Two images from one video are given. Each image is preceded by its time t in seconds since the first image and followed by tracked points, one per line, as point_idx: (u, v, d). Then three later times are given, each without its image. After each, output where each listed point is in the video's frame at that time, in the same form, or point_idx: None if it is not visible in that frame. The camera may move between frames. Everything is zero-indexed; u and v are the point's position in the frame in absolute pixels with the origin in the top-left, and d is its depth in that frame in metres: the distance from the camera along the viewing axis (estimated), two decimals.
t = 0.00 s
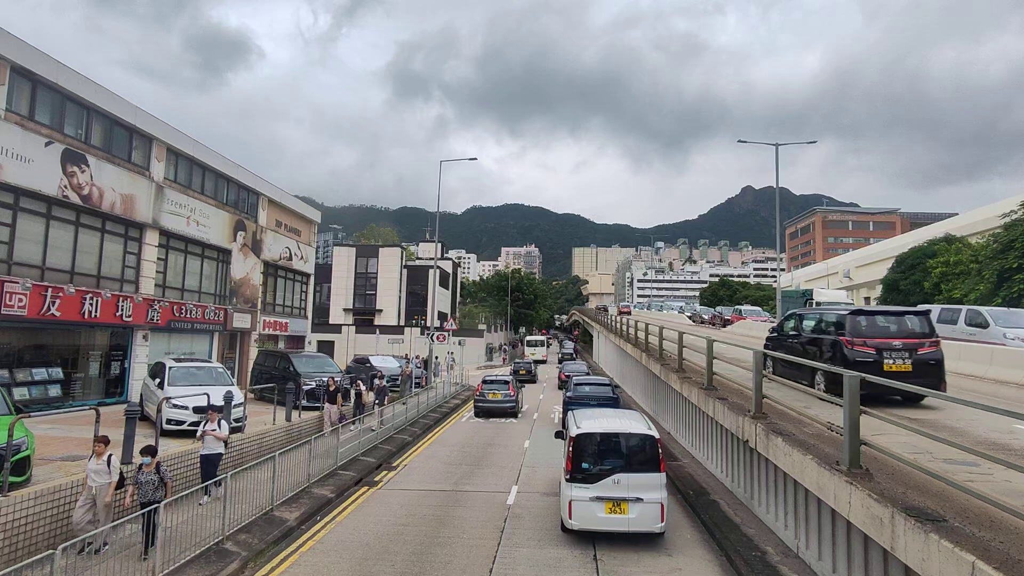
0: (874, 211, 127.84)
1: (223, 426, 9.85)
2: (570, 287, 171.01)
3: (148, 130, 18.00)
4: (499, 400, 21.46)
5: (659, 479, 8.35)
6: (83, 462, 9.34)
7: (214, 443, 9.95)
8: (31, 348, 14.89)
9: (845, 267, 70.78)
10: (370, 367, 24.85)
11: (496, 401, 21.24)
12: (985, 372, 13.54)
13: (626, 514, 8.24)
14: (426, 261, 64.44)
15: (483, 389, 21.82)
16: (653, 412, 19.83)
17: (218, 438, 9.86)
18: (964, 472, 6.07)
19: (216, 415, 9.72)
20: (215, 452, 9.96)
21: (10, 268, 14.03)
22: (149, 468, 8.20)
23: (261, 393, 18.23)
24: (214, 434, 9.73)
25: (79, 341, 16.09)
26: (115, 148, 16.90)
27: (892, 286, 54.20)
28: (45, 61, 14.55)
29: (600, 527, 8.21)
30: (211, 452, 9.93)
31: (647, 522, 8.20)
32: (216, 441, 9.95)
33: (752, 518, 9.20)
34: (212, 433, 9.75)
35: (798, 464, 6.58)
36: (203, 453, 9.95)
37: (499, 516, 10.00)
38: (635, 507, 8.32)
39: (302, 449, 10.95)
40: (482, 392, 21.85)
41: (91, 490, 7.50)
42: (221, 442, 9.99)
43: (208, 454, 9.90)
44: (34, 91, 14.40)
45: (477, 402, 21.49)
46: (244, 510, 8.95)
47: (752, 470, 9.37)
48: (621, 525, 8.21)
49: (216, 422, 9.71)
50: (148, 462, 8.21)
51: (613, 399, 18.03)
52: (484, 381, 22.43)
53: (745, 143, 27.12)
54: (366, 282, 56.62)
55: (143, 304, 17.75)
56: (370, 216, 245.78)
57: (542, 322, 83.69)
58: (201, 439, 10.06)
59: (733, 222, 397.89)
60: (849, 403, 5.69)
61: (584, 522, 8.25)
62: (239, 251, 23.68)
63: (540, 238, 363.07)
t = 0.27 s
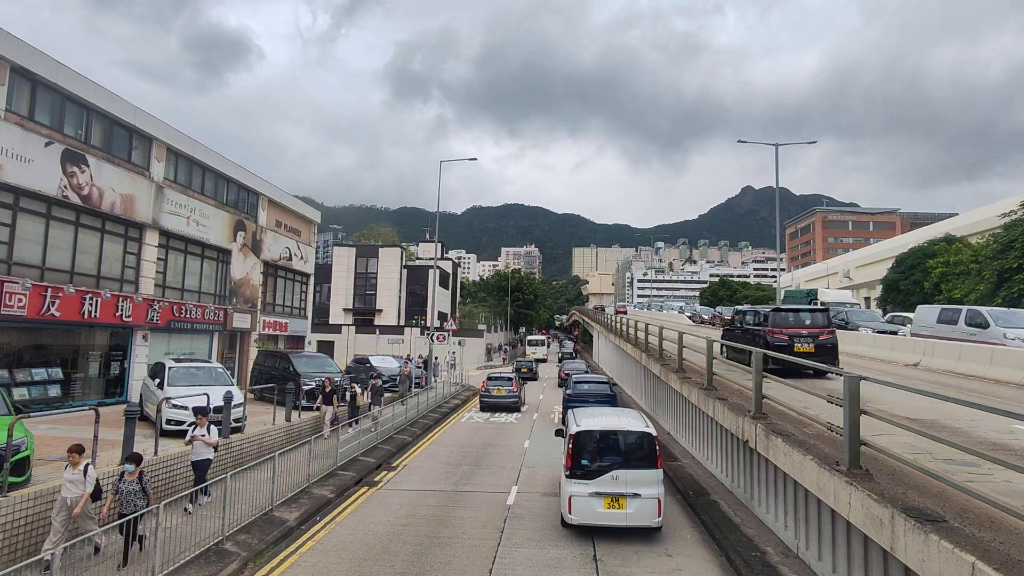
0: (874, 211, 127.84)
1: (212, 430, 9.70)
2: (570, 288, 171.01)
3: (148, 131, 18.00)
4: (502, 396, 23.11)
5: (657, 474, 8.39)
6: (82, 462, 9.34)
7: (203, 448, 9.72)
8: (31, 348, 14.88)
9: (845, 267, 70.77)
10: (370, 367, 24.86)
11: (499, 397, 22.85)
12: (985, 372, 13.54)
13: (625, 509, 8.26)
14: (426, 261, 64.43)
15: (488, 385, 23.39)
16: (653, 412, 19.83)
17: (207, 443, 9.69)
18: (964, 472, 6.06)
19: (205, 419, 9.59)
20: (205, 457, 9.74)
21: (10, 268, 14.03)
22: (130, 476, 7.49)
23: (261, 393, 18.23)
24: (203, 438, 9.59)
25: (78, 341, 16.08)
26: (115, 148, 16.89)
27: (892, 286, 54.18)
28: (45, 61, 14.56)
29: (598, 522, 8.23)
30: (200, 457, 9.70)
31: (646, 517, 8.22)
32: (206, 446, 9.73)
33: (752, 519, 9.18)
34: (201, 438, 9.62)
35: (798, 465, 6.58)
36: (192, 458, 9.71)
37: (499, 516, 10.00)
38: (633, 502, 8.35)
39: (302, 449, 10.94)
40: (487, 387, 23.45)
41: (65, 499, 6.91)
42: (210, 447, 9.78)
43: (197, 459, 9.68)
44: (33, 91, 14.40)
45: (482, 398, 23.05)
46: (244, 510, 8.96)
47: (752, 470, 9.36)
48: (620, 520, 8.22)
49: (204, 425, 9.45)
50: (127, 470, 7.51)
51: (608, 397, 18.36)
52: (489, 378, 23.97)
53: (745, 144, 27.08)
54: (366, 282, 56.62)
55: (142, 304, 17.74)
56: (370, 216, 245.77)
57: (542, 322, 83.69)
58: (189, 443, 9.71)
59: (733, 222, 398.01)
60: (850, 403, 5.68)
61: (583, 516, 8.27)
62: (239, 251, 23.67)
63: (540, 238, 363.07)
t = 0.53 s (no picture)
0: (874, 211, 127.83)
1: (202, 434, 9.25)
2: (570, 288, 170.98)
3: (147, 131, 17.99)
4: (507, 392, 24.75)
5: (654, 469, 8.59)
6: (82, 463, 9.33)
7: (193, 452, 9.25)
8: (30, 349, 14.87)
9: (845, 267, 70.76)
10: (370, 368, 24.87)
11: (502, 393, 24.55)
12: (985, 372, 13.53)
13: (622, 502, 8.48)
14: (426, 261, 64.43)
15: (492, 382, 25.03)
16: (653, 412, 19.83)
17: (197, 447, 9.21)
18: (964, 473, 6.05)
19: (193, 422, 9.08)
20: (194, 461, 9.30)
21: (10, 268, 14.02)
22: (109, 483, 7.23)
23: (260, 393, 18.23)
24: (191, 443, 9.10)
25: (78, 341, 16.08)
26: (115, 148, 16.88)
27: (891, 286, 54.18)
28: (44, 62, 14.54)
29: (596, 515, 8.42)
30: (189, 461, 9.26)
31: (642, 510, 8.44)
32: (195, 450, 9.25)
33: (752, 520, 9.18)
34: (189, 442, 9.12)
35: (798, 465, 6.58)
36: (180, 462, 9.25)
37: (499, 516, 10.00)
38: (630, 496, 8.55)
39: (301, 449, 10.95)
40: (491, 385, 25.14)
41: (42, 507, 6.56)
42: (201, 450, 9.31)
43: (185, 464, 9.23)
44: (33, 91, 14.39)
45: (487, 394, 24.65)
46: (244, 511, 8.96)
47: (752, 470, 9.36)
48: (617, 512, 8.43)
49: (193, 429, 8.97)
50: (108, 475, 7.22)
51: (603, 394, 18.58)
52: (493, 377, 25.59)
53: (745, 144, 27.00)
54: (366, 282, 56.63)
55: (142, 304, 17.74)
56: (370, 216, 245.75)
57: (542, 322, 83.69)
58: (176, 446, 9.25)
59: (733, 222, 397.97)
60: (850, 404, 5.67)
61: (582, 509, 8.47)
62: (238, 251, 23.67)
63: (540, 238, 363.14)
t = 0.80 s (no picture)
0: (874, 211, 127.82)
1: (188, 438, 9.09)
2: (569, 288, 170.89)
3: (147, 130, 17.97)
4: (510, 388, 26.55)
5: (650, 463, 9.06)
6: (81, 463, 9.30)
7: (179, 457, 9.04)
8: (30, 349, 14.85)
9: (845, 268, 70.73)
10: (370, 368, 24.87)
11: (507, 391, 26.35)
12: (986, 372, 13.52)
13: (620, 494, 8.96)
14: (426, 261, 64.40)
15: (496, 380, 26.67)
16: (653, 412, 19.79)
17: (184, 452, 9.05)
18: (965, 473, 6.03)
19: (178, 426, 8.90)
20: (181, 467, 9.05)
21: (9, 268, 14.00)
22: (78, 491, 7.06)
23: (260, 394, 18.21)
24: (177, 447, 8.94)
25: (77, 341, 16.05)
26: (114, 148, 16.87)
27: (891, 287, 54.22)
28: (44, 61, 14.53)
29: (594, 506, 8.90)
30: (177, 467, 9.03)
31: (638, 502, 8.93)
32: (181, 455, 9.06)
33: (752, 520, 9.17)
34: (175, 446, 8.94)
35: (799, 466, 6.55)
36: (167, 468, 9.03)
37: (499, 517, 9.99)
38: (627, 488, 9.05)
39: (301, 449, 10.92)
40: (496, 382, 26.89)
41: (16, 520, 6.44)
42: (188, 456, 9.11)
43: (173, 470, 9.01)
44: (33, 91, 14.38)
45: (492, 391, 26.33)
46: (243, 511, 8.94)
47: (753, 471, 9.33)
48: (615, 504, 8.92)
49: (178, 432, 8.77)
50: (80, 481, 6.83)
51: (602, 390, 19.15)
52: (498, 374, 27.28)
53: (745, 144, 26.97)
54: (366, 282, 56.60)
55: (142, 304, 17.72)
56: (370, 216, 245.65)
57: (541, 322, 83.65)
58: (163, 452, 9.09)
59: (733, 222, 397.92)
60: (851, 404, 5.64)
61: (582, 501, 8.94)
62: (238, 251, 23.65)
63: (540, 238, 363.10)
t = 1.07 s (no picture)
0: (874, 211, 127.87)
1: (172, 441, 8.46)
2: (569, 288, 170.86)
3: (146, 130, 17.94)
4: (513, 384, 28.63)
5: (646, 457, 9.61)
6: (79, 464, 9.26)
7: (161, 462, 8.45)
8: (29, 349, 14.81)
9: (845, 268, 70.70)
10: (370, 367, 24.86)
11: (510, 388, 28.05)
12: (987, 372, 13.47)
13: (617, 486, 9.49)
14: (426, 261, 64.38)
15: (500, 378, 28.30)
16: (653, 413, 19.75)
17: (166, 457, 8.43)
18: (967, 474, 6.00)
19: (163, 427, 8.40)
20: (163, 472, 8.47)
21: (8, 268, 13.96)
22: (51, 502, 6.26)
23: (260, 394, 18.18)
24: (159, 452, 8.29)
25: (76, 341, 16.02)
26: (114, 147, 16.84)
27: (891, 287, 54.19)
28: (43, 61, 14.49)
29: (594, 498, 9.41)
30: (158, 472, 8.45)
31: (635, 494, 9.45)
32: (164, 459, 8.48)
33: (754, 521, 9.12)
34: (157, 451, 8.32)
35: (800, 467, 6.52)
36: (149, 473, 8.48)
37: (499, 517, 9.96)
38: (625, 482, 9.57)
39: (299, 450, 10.87)
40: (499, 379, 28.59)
41: None
42: (171, 460, 8.56)
43: (154, 475, 8.42)
44: (32, 90, 14.34)
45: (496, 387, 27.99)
46: (242, 512, 8.89)
47: (753, 471, 9.30)
48: (613, 496, 9.45)
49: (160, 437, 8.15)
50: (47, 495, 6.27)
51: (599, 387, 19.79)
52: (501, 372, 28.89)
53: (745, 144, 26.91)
54: (366, 282, 56.57)
55: (141, 303, 17.68)
56: (370, 216, 245.58)
57: (541, 322, 83.61)
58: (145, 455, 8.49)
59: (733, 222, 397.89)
60: (853, 404, 5.61)
61: (581, 493, 9.47)
62: (238, 251, 23.62)
63: (540, 238, 363.03)
